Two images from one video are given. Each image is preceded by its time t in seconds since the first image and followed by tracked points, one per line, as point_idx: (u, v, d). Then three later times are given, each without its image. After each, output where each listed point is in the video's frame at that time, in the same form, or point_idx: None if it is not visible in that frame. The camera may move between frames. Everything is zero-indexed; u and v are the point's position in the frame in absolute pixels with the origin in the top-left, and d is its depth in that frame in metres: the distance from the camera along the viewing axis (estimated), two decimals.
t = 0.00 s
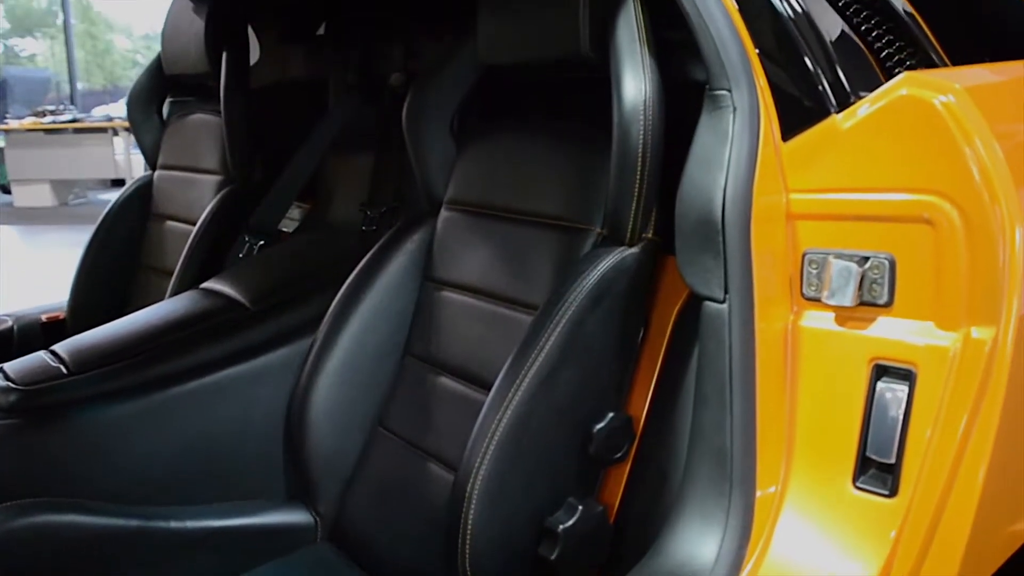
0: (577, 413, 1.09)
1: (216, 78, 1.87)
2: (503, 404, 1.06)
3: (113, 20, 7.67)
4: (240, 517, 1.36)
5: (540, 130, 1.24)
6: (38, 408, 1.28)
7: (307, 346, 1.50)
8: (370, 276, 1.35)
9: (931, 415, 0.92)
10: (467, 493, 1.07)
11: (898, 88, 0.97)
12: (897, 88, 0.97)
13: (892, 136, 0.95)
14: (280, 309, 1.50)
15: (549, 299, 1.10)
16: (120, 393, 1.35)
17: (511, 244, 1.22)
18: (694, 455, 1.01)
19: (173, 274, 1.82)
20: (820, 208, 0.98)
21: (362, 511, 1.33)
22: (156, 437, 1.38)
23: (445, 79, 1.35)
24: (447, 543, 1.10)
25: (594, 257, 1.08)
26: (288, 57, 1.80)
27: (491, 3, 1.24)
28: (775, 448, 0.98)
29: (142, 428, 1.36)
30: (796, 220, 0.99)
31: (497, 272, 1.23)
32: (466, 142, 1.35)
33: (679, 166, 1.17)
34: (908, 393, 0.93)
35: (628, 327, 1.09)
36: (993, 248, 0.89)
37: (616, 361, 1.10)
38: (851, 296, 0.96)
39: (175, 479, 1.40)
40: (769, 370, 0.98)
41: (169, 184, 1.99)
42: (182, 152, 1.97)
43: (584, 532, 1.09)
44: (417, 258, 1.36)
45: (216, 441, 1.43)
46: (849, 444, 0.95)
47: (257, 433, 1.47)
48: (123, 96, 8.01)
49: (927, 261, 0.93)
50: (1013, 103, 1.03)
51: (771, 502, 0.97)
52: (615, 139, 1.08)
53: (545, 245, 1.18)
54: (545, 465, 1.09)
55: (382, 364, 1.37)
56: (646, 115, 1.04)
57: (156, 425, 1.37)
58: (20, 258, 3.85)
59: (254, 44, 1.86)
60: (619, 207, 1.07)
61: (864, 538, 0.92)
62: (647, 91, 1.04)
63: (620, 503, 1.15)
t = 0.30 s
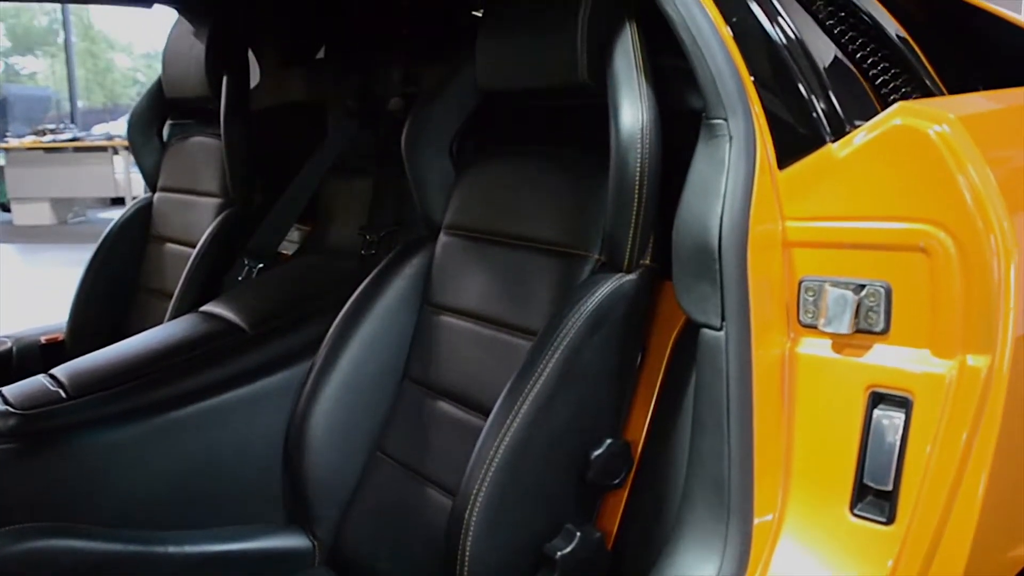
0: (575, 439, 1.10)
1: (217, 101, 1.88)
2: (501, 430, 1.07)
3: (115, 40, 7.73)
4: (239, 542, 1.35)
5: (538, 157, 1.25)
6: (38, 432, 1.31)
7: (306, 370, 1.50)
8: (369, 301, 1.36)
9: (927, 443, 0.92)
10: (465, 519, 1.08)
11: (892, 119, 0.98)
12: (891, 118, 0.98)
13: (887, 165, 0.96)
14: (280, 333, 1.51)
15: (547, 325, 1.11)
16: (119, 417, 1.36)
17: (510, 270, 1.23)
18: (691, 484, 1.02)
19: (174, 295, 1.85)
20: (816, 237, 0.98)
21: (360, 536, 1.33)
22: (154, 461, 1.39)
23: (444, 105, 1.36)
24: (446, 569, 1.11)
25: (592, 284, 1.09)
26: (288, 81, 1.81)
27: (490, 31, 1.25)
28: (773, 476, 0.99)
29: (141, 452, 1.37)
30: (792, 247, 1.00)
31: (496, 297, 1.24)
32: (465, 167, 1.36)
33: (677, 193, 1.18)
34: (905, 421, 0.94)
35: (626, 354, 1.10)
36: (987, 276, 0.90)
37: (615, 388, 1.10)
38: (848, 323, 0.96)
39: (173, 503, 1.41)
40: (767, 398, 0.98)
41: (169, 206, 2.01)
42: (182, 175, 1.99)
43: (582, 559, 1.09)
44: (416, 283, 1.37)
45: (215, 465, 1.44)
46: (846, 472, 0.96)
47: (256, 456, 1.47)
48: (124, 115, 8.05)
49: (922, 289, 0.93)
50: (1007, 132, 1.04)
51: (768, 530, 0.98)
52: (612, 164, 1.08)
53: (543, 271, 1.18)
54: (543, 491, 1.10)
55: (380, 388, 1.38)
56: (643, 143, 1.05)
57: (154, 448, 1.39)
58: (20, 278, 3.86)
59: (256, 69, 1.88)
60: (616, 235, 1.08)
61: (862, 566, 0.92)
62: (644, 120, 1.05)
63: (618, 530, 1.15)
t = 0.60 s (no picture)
0: (574, 464, 1.10)
1: (217, 123, 1.90)
2: (499, 455, 1.07)
3: (114, 58, 7.77)
4: (240, 565, 1.34)
5: (536, 181, 1.26)
6: (35, 455, 1.31)
7: (304, 393, 1.51)
8: (367, 325, 1.36)
9: (924, 468, 0.93)
10: (463, 544, 1.08)
11: (886, 146, 0.99)
12: (886, 145, 0.99)
13: (882, 192, 0.97)
14: (278, 355, 1.51)
15: (545, 350, 1.11)
16: (117, 440, 1.37)
17: (508, 294, 1.23)
18: (691, 510, 1.01)
19: (173, 316, 1.86)
20: (813, 263, 0.98)
21: (359, 560, 1.33)
22: (151, 486, 1.39)
23: (442, 130, 1.37)
24: None
25: (591, 309, 1.09)
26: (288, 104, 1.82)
27: (488, 57, 1.27)
28: (771, 502, 0.99)
29: (139, 476, 1.38)
30: (788, 273, 1.00)
31: (494, 321, 1.24)
32: (464, 191, 1.37)
33: (675, 219, 1.19)
34: (902, 447, 0.94)
35: (624, 379, 1.10)
36: (983, 303, 0.90)
37: (613, 412, 1.11)
38: (844, 349, 0.97)
39: (171, 527, 1.41)
40: (763, 425, 0.98)
41: (168, 228, 2.02)
42: (181, 197, 2.00)
43: None
44: (414, 306, 1.37)
45: (212, 488, 1.44)
46: (843, 498, 0.96)
47: (254, 479, 1.48)
48: (123, 133, 8.09)
49: (917, 315, 0.94)
50: (999, 159, 1.05)
51: (767, 555, 0.98)
52: (610, 191, 1.10)
53: (541, 296, 1.19)
54: (542, 516, 1.10)
55: (378, 412, 1.38)
56: (641, 170, 1.06)
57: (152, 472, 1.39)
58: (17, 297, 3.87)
59: (254, 90, 1.88)
60: (614, 260, 1.09)
61: None
62: (641, 147, 1.06)
63: (616, 554, 1.16)
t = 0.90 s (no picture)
0: (572, 487, 1.10)
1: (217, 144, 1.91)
2: (497, 479, 1.07)
3: (115, 75, 7.81)
4: None
5: (534, 205, 1.27)
6: (33, 477, 1.32)
7: (302, 414, 1.52)
8: (365, 347, 1.37)
9: (921, 493, 0.93)
10: (461, 568, 1.07)
11: (882, 172, 1.00)
12: (881, 171, 1.00)
13: (878, 217, 0.97)
14: (276, 377, 1.51)
15: (543, 373, 1.11)
16: (115, 462, 1.37)
17: (505, 317, 1.24)
18: (688, 531, 1.02)
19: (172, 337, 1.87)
20: (809, 288, 0.99)
21: None
22: (149, 508, 1.39)
23: (442, 153, 1.38)
24: None
25: (588, 333, 1.10)
26: (287, 125, 1.83)
27: (487, 81, 1.28)
28: (768, 525, 0.99)
29: (137, 498, 1.38)
30: (785, 298, 1.00)
31: (492, 344, 1.25)
32: (463, 214, 1.38)
33: (671, 243, 1.20)
34: (899, 472, 0.94)
35: (622, 403, 1.10)
36: (979, 332, 0.91)
37: (611, 435, 1.11)
38: (841, 374, 0.97)
39: (169, 549, 1.41)
40: (760, 449, 0.98)
41: (168, 248, 2.03)
42: (181, 217, 2.01)
43: None
44: (413, 328, 1.38)
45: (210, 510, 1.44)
46: (840, 522, 0.96)
47: (252, 501, 1.48)
48: (123, 149, 8.11)
49: (914, 340, 0.94)
50: (993, 185, 1.06)
51: None
52: (607, 215, 1.11)
53: (539, 319, 1.19)
54: (540, 540, 1.10)
55: (377, 435, 1.39)
56: (638, 195, 1.07)
57: (150, 495, 1.39)
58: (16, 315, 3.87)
59: (253, 111, 1.89)
60: (611, 285, 1.09)
61: None
62: (638, 171, 1.07)
63: None
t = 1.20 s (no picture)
0: (570, 510, 1.10)
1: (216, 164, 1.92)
2: (495, 502, 1.07)
3: (115, 91, 7.84)
4: None
5: (532, 228, 1.27)
6: (33, 498, 1.31)
7: (299, 435, 1.53)
8: (364, 368, 1.37)
9: (917, 516, 0.93)
10: None
11: (876, 198, 1.01)
12: (876, 196, 1.01)
13: (872, 241, 0.98)
14: (273, 398, 1.52)
15: (541, 396, 1.12)
16: (114, 483, 1.37)
17: (503, 339, 1.25)
18: (685, 555, 1.02)
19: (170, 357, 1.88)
20: (804, 312, 0.99)
21: None
22: (148, 529, 1.39)
23: (440, 176, 1.39)
24: None
25: (585, 356, 1.10)
26: (286, 145, 1.84)
27: (484, 105, 1.29)
28: (765, 550, 0.99)
29: (135, 519, 1.38)
30: (781, 322, 1.00)
31: (490, 366, 1.25)
32: (460, 236, 1.39)
33: (668, 267, 1.21)
34: (895, 495, 0.95)
35: (618, 427, 1.11)
36: (974, 356, 0.91)
37: (609, 457, 1.11)
38: (837, 398, 0.97)
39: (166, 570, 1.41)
40: (757, 473, 0.98)
41: (167, 267, 2.04)
42: (180, 237, 2.02)
43: None
44: (411, 349, 1.38)
45: (207, 531, 1.45)
46: (837, 547, 0.96)
47: (248, 522, 1.48)
48: (122, 165, 8.13)
49: (909, 364, 0.94)
50: (987, 209, 1.06)
51: None
52: (604, 238, 1.11)
53: (536, 341, 1.20)
54: (537, 563, 1.10)
55: (375, 456, 1.39)
56: (634, 219, 1.07)
57: (149, 515, 1.39)
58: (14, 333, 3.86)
59: (254, 132, 1.91)
60: (608, 308, 1.10)
61: None
62: (635, 196, 1.08)
63: None
